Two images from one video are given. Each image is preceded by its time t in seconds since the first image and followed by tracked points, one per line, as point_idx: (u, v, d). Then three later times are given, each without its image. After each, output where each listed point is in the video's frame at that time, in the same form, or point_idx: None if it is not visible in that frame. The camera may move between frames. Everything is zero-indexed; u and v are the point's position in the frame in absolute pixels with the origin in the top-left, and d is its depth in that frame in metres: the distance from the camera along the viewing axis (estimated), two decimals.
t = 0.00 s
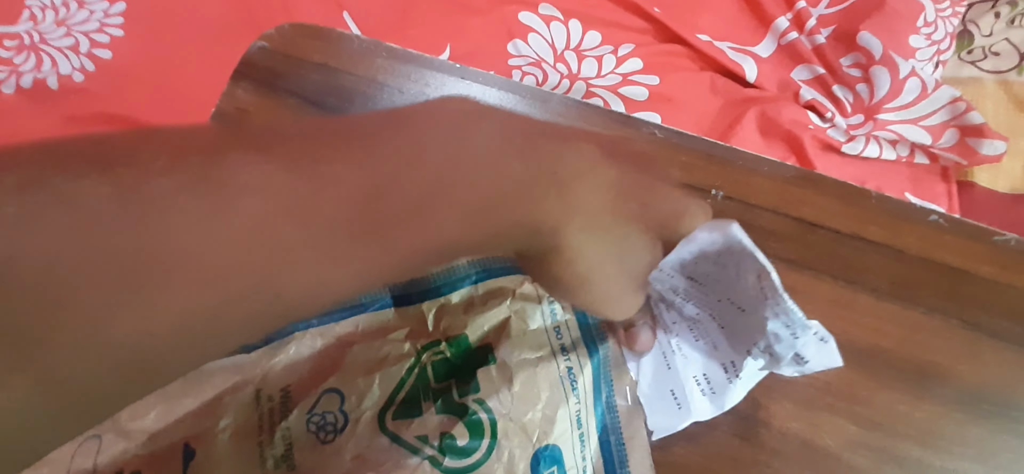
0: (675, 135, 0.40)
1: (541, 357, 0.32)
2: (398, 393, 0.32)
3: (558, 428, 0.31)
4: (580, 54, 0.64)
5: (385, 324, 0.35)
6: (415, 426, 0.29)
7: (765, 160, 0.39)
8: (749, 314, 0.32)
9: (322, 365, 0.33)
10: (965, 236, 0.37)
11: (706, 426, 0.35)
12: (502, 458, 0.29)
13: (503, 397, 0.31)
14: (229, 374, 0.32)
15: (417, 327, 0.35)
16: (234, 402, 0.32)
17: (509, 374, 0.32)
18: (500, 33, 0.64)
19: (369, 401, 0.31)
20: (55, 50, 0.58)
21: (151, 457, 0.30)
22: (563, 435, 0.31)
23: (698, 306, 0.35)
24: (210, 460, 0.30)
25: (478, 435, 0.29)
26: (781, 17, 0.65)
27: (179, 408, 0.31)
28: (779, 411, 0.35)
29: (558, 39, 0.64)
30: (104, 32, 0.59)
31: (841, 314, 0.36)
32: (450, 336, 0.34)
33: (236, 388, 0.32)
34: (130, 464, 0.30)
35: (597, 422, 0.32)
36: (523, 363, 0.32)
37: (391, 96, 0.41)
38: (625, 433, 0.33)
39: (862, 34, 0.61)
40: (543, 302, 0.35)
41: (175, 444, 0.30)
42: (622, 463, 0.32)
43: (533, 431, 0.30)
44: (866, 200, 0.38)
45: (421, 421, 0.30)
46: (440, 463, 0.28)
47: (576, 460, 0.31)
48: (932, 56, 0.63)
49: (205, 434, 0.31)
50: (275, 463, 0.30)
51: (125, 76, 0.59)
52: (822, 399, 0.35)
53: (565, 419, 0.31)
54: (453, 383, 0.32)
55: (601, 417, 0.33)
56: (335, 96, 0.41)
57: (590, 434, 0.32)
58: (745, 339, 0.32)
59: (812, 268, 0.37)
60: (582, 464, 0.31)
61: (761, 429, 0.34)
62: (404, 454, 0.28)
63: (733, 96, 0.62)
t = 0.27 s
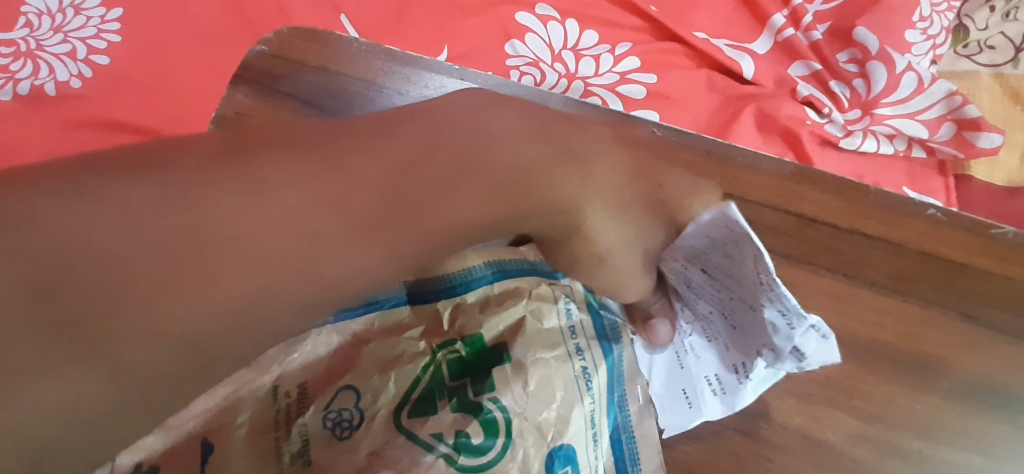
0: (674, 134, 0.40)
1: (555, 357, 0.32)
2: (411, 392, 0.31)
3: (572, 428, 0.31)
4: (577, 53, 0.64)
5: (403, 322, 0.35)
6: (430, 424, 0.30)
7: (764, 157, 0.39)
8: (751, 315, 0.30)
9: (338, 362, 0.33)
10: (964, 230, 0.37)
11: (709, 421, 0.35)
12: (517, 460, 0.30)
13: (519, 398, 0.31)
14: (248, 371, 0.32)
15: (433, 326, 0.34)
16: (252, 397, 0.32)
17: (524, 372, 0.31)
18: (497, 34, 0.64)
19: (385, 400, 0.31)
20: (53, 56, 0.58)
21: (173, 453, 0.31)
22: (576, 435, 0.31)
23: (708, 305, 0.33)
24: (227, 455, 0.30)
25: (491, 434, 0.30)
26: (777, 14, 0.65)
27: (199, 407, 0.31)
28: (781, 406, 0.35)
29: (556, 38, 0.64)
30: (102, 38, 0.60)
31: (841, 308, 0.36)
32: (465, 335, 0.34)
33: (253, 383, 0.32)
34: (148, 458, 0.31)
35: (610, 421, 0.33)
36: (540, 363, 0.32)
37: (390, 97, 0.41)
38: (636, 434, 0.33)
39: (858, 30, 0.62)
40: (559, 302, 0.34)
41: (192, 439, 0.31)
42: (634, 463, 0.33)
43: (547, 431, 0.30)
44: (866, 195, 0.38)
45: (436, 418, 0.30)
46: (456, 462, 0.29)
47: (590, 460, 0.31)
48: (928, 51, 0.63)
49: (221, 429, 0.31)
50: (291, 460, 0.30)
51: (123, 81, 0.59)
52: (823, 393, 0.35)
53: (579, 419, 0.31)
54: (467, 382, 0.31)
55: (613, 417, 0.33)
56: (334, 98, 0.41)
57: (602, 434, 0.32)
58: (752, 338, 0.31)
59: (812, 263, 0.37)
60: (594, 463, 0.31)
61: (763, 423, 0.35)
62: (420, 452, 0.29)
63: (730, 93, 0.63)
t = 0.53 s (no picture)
0: (677, 134, 0.39)
1: (563, 359, 0.32)
2: (421, 393, 0.31)
3: (580, 430, 0.30)
4: (577, 53, 0.64)
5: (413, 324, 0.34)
6: (438, 426, 0.30)
7: (767, 157, 0.39)
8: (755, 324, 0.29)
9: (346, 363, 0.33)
10: (967, 229, 0.37)
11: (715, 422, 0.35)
12: (525, 462, 0.29)
13: (530, 399, 0.31)
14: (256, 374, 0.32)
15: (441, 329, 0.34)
16: (261, 398, 0.32)
17: (532, 374, 0.31)
18: (497, 34, 0.64)
19: (394, 401, 0.31)
20: (49, 58, 0.58)
21: (182, 454, 0.31)
22: (584, 438, 0.31)
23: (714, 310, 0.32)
24: (237, 457, 0.30)
25: (500, 436, 0.29)
26: (777, 12, 0.65)
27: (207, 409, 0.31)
28: (786, 407, 0.35)
29: (556, 38, 0.64)
30: (99, 40, 0.60)
31: (846, 308, 0.36)
32: (474, 338, 0.33)
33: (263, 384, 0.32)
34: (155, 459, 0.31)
35: (617, 424, 0.32)
36: (548, 365, 0.32)
37: (391, 98, 0.41)
38: (643, 436, 0.33)
39: (858, 28, 0.62)
40: (568, 304, 0.34)
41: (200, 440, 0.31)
42: (641, 465, 0.33)
43: (556, 433, 0.30)
44: (868, 195, 0.38)
45: (445, 421, 0.30)
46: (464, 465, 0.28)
47: (597, 463, 0.31)
48: (929, 48, 0.63)
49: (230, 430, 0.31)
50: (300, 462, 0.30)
51: (121, 83, 0.59)
52: (828, 394, 0.35)
53: (588, 422, 0.31)
54: (476, 384, 0.31)
55: (621, 419, 0.33)
56: (334, 100, 0.41)
57: (610, 437, 0.32)
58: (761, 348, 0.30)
59: (817, 263, 0.37)
60: (603, 466, 0.31)
61: (768, 424, 0.34)
62: (428, 454, 0.29)
63: (731, 92, 0.62)
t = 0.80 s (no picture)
0: (681, 133, 0.39)
1: (563, 360, 0.32)
2: (422, 394, 0.31)
3: (581, 432, 0.31)
4: (578, 52, 0.64)
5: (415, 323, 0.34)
6: (439, 426, 0.30)
7: (770, 156, 0.39)
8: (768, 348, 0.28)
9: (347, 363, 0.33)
10: (970, 229, 0.37)
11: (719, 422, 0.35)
12: (525, 464, 0.30)
13: (529, 402, 0.31)
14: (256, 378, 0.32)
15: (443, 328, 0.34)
16: (262, 397, 0.32)
17: (532, 376, 0.31)
18: (498, 33, 0.63)
19: (395, 401, 0.31)
20: (49, 56, 0.58)
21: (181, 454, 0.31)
22: (584, 439, 0.31)
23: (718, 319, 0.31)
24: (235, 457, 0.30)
25: (500, 437, 0.30)
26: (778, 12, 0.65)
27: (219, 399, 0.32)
28: (790, 408, 0.35)
29: (557, 37, 0.64)
30: (99, 38, 0.60)
31: (850, 308, 0.36)
32: (476, 338, 0.33)
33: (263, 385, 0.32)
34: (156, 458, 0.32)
35: (619, 424, 0.32)
36: (548, 366, 0.31)
37: (394, 97, 0.41)
38: (645, 437, 0.33)
39: (860, 28, 0.62)
40: (569, 304, 0.33)
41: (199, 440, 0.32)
42: (643, 465, 0.33)
43: (556, 434, 0.30)
44: (872, 194, 0.38)
45: (445, 420, 0.30)
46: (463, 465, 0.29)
47: (598, 463, 0.31)
48: (929, 48, 0.63)
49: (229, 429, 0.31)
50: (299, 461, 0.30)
51: (121, 81, 0.58)
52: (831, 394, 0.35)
53: (588, 423, 0.31)
54: (477, 384, 0.31)
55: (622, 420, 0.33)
56: (337, 99, 0.41)
57: (611, 437, 0.32)
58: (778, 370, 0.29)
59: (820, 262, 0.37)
60: (604, 466, 0.31)
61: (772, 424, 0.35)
62: (429, 455, 0.29)
63: (732, 91, 0.62)
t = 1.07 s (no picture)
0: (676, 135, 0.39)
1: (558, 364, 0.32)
2: (416, 398, 0.31)
3: (575, 435, 0.31)
4: (575, 53, 0.63)
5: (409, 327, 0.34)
6: (434, 430, 0.30)
7: (765, 159, 0.39)
8: (814, 328, 0.31)
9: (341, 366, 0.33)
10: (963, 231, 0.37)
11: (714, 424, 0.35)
12: (520, 467, 0.30)
13: (523, 406, 0.30)
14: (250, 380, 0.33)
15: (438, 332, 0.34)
16: (254, 402, 0.32)
17: (527, 381, 0.31)
18: (494, 34, 0.63)
19: (389, 404, 0.31)
20: (42, 57, 0.58)
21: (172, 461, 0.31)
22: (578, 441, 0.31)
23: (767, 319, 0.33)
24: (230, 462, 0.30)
25: (495, 440, 0.30)
26: (774, 12, 0.65)
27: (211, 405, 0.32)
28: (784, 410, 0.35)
29: (553, 38, 0.64)
30: (93, 38, 0.59)
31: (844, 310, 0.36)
32: (469, 342, 0.33)
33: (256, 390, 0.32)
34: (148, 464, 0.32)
35: (613, 427, 0.32)
36: (542, 370, 0.31)
37: (389, 98, 0.41)
38: (640, 440, 0.33)
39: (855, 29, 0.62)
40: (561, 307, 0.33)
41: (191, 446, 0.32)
42: (636, 466, 0.33)
43: (550, 437, 0.30)
44: (866, 197, 0.38)
45: (440, 424, 0.30)
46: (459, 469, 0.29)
47: (591, 465, 0.31)
48: (924, 49, 0.63)
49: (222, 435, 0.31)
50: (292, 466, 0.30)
51: (114, 82, 0.58)
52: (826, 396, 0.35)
53: (582, 427, 0.31)
54: (471, 387, 0.31)
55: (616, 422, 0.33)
56: (332, 101, 0.41)
57: (605, 440, 0.32)
58: (830, 356, 0.31)
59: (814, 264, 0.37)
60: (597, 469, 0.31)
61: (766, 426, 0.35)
62: (424, 459, 0.29)
63: (728, 92, 0.62)
